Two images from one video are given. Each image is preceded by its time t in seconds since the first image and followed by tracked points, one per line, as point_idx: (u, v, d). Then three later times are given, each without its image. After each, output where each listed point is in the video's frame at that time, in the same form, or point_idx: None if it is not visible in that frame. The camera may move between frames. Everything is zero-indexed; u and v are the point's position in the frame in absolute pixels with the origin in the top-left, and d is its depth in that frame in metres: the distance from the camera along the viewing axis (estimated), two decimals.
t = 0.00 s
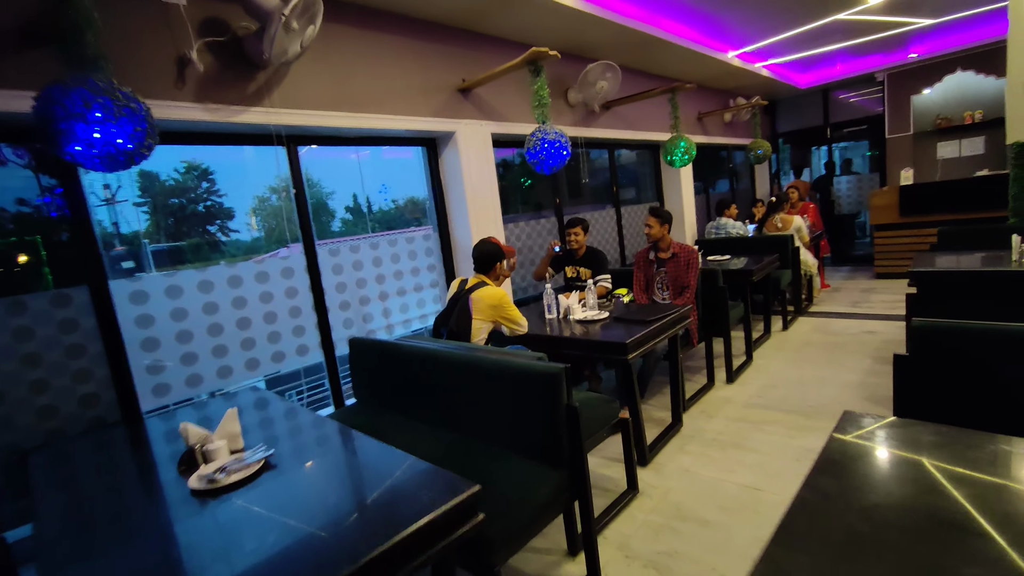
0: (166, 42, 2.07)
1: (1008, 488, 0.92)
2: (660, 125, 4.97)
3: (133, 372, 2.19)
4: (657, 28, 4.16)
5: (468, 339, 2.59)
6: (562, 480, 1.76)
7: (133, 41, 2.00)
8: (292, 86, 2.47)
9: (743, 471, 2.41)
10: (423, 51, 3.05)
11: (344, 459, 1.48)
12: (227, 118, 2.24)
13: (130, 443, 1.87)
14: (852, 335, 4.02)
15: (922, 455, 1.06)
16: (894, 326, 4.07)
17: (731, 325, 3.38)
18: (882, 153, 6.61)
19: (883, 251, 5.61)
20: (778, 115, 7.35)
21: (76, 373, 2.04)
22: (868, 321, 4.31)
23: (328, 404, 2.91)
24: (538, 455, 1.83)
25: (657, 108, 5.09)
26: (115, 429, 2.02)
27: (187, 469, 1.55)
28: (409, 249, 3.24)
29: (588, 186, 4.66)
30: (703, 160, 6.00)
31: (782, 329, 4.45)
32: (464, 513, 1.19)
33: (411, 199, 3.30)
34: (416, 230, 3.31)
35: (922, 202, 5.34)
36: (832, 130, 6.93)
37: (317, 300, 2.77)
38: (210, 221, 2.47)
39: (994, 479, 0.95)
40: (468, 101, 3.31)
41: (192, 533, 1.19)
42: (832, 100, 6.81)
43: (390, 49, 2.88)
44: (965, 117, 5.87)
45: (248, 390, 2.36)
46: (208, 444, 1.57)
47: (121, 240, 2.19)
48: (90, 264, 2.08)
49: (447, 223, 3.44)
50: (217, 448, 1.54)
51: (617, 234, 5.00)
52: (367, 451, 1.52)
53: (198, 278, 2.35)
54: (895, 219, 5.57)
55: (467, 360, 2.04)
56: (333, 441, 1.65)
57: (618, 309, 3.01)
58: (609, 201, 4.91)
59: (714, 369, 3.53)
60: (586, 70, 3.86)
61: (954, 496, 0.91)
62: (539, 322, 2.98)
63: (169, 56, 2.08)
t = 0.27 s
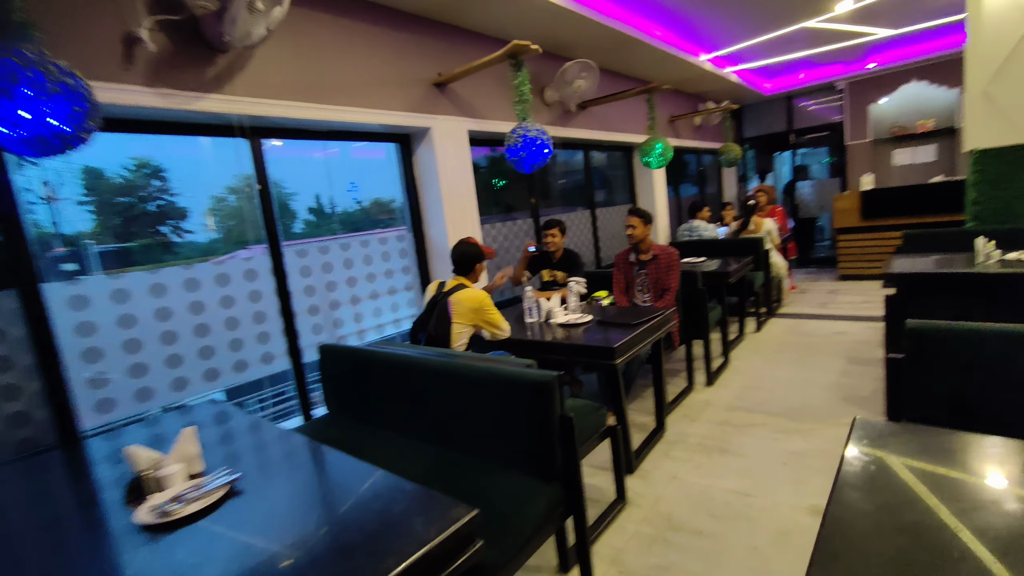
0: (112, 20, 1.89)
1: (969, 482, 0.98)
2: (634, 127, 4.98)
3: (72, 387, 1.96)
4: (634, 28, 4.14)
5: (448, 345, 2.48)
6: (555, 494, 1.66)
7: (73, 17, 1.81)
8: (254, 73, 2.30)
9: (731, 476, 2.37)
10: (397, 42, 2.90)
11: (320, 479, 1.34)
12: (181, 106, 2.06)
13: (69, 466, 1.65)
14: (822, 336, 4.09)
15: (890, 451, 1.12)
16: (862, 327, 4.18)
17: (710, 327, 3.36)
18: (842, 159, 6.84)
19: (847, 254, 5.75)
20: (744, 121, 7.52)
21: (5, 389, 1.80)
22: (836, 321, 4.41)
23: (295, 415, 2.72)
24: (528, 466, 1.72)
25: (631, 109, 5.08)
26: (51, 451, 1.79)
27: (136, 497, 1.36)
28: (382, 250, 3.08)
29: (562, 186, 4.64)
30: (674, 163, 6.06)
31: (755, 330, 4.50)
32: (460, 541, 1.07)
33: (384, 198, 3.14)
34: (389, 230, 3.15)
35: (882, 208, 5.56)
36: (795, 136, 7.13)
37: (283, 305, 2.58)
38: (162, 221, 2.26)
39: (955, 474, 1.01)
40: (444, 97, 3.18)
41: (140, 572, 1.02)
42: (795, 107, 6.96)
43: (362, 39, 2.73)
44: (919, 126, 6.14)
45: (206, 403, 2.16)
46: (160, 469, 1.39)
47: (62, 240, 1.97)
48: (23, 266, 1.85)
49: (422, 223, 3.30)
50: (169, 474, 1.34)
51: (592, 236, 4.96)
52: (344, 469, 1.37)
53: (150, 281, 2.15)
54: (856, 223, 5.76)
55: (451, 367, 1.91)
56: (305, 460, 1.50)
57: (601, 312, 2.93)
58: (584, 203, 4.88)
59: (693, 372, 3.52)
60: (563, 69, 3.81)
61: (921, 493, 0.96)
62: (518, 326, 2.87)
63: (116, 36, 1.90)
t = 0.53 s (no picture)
0: None
1: (939, 475, 0.99)
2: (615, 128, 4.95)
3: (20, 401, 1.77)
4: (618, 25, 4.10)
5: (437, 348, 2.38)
6: (560, 505, 1.58)
7: None
8: (226, 58, 2.14)
9: (728, 480, 2.33)
10: (379, 32, 2.77)
11: (309, 502, 1.21)
12: (144, 90, 1.89)
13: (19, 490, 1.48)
14: (804, 336, 4.13)
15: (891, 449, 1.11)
16: (841, 326, 4.24)
17: (699, 328, 3.33)
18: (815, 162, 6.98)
19: (823, 255, 5.89)
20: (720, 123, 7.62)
21: None
22: (816, 321, 4.46)
23: (272, 423, 2.56)
24: (530, 476, 1.64)
25: (612, 108, 5.03)
26: None
27: (96, 526, 1.20)
28: (363, 250, 2.94)
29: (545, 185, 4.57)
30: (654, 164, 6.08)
31: (738, 330, 4.53)
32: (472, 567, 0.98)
33: (364, 195, 3.01)
34: (370, 229, 3.02)
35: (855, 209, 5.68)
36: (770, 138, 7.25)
37: (259, 307, 2.43)
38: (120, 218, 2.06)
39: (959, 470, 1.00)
40: (429, 90, 3.06)
41: None
42: (769, 110, 7.11)
43: (342, 26, 2.59)
44: (886, 131, 6.31)
45: (175, 415, 2.00)
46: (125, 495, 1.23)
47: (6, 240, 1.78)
48: None
49: (405, 222, 3.17)
50: (137, 500, 1.19)
51: (575, 236, 4.91)
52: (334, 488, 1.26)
53: (109, 283, 1.97)
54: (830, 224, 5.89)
55: (445, 373, 1.80)
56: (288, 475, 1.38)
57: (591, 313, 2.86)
58: (568, 203, 4.84)
59: (681, 373, 3.49)
60: (549, 66, 3.74)
61: (926, 489, 0.95)
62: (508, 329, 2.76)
63: (70, 10, 1.72)
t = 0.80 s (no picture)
0: None
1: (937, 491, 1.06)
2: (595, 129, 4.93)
3: None
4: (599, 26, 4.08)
5: (425, 356, 2.29)
6: (561, 519, 1.52)
7: None
8: (199, 53, 2.02)
9: (721, 484, 2.32)
10: (360, 28, 2.68)
11: (295, 526, 1.14)
12: (110, 85, 1.77)
13: None
14: (784, 336, 4.19)
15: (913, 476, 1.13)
16: (819, 326, 4.32)
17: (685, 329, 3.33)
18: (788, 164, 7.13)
19: (798, 255, 6.01)
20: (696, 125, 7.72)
21: None
22: (795, 321, 4.54)
23: (249, 436, 2.44)
24: (528, 489, 1.57)
25: (592, 109, 5.02)
26: None
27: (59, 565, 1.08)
28: (344, 254, 2.83)
29: (526, 187, 4.52)
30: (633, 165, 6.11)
31: (719, 331, 4.57)
32: None
33: (345, 197, 2.91)
34: (350, 233, 2.91)
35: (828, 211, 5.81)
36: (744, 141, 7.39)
37: (234, 316, 2.30)
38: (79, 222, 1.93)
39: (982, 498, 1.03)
40: (411, 89, 2.98)
41: None
42: (743, 113, 7.24)
43: (321, 22, 2.49)
44: (855, 134, 6.48)
45: (145, 433, 1.87)
46: (93, 530, 1.12)
47: None
48: None
49: (387, 225, 3.08)
50: (106, 535, 1.07)
51: (558, 238, 4.89)
52: (327, 514, 1.17)
53: (70, 293, 1.83)
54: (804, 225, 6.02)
55: (438, 383, 1.73)
56: (276, 500, 1.28)
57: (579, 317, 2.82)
58: (549, 205, 4.82)
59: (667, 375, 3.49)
60: (531, 67, 3.70)
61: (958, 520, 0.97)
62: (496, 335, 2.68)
63: None
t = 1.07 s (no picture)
0: None
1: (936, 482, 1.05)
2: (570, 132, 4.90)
3: None
4: (574, 28, 4.06)
5: (403, 365, 2.18)
6: (551, 536, 1.46)
7: None
8: (154, 50, 1.90)
9: (710, 488, 2.28)
10: (328, 27, 2.58)
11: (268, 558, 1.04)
12: (55, 84, 1.63)
13: None
14: (762, 335, 4.22)
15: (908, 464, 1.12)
16: (795, 324, 4.37)
17: (666, 331, 3.31)
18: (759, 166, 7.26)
19: (771, 255, 6.12)
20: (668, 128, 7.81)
21: None
22: (772, 320, 4.59)
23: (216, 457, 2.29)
24: (516, 508, 1.50)
25: (567, 113, 5.01)
26: None
27: None
28: (316, 262, 2.71)
29: (503, 191, 4.47)
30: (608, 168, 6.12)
31: (698, 332, 4.59)
32: None
33: (316, 203, 2.79)
34: (323, 240, 2.79)
35: (799, 211, 5.92)
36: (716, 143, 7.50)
37: (199, 330, 2.16)
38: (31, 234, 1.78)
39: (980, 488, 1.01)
40: (384, 91, 2.89)
41: None
42: (713, 117, 7.37)
43: (287, 20, 2.38)
44: (823, 136, 6.63)
45: (99, 459, 1.72)
46: None
47: None
48: None
49: (361, 231, 2.97)
50: None
51: (535, 242, 4.84)
52: (301, 540, 1.08)
53: (17, 308, 1.68)
54: (777, 226, 6.13)
55: (421, 396, 1.64)
56: (242, 527, 1.19)
57: (561, 322, 2.76)
58: (526, 209, 4.77)
59: (649, 378, 3.46)
60: (506, 68, 3.65)
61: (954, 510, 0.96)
62: (475, 342, 2.61)
63: None
